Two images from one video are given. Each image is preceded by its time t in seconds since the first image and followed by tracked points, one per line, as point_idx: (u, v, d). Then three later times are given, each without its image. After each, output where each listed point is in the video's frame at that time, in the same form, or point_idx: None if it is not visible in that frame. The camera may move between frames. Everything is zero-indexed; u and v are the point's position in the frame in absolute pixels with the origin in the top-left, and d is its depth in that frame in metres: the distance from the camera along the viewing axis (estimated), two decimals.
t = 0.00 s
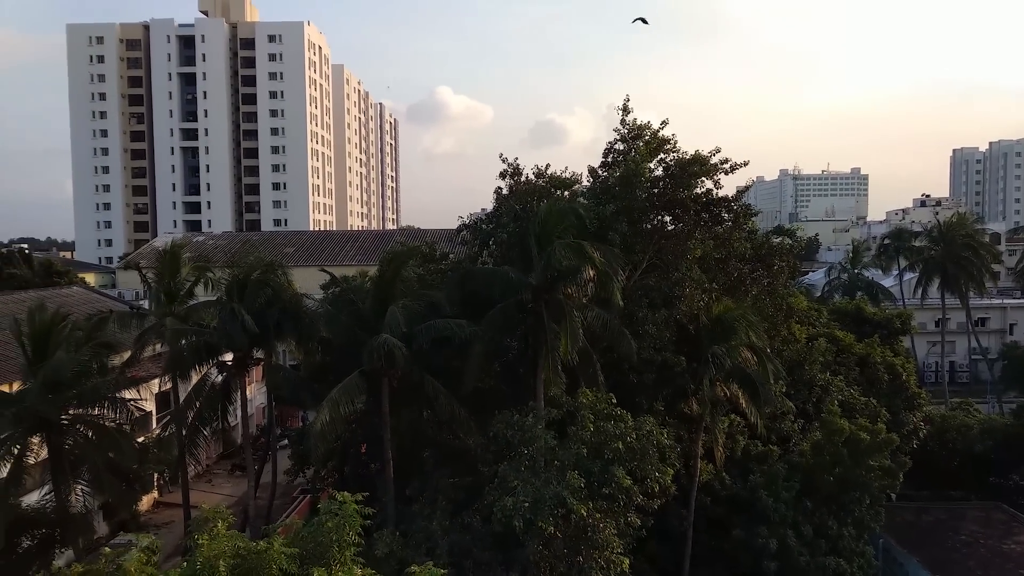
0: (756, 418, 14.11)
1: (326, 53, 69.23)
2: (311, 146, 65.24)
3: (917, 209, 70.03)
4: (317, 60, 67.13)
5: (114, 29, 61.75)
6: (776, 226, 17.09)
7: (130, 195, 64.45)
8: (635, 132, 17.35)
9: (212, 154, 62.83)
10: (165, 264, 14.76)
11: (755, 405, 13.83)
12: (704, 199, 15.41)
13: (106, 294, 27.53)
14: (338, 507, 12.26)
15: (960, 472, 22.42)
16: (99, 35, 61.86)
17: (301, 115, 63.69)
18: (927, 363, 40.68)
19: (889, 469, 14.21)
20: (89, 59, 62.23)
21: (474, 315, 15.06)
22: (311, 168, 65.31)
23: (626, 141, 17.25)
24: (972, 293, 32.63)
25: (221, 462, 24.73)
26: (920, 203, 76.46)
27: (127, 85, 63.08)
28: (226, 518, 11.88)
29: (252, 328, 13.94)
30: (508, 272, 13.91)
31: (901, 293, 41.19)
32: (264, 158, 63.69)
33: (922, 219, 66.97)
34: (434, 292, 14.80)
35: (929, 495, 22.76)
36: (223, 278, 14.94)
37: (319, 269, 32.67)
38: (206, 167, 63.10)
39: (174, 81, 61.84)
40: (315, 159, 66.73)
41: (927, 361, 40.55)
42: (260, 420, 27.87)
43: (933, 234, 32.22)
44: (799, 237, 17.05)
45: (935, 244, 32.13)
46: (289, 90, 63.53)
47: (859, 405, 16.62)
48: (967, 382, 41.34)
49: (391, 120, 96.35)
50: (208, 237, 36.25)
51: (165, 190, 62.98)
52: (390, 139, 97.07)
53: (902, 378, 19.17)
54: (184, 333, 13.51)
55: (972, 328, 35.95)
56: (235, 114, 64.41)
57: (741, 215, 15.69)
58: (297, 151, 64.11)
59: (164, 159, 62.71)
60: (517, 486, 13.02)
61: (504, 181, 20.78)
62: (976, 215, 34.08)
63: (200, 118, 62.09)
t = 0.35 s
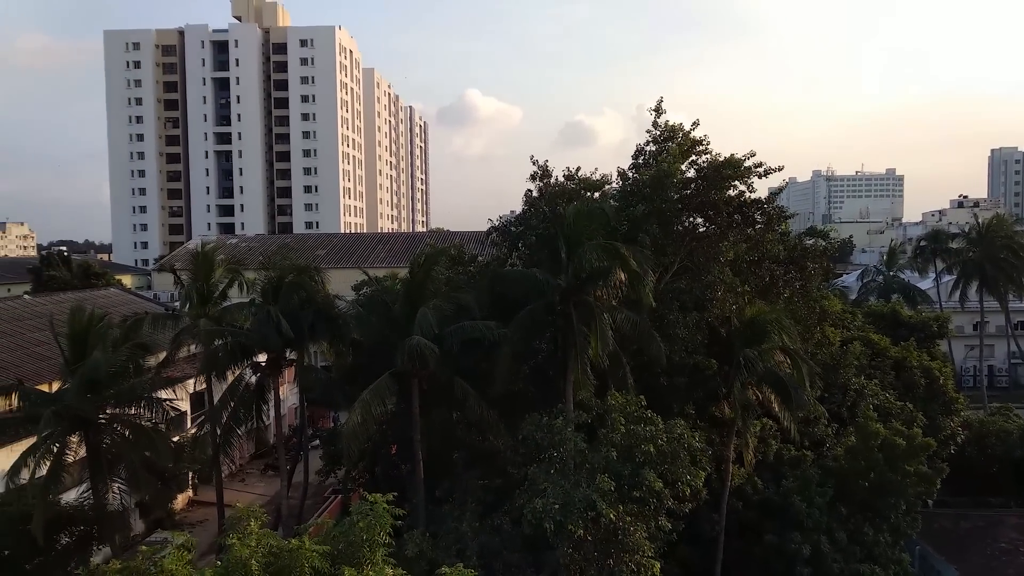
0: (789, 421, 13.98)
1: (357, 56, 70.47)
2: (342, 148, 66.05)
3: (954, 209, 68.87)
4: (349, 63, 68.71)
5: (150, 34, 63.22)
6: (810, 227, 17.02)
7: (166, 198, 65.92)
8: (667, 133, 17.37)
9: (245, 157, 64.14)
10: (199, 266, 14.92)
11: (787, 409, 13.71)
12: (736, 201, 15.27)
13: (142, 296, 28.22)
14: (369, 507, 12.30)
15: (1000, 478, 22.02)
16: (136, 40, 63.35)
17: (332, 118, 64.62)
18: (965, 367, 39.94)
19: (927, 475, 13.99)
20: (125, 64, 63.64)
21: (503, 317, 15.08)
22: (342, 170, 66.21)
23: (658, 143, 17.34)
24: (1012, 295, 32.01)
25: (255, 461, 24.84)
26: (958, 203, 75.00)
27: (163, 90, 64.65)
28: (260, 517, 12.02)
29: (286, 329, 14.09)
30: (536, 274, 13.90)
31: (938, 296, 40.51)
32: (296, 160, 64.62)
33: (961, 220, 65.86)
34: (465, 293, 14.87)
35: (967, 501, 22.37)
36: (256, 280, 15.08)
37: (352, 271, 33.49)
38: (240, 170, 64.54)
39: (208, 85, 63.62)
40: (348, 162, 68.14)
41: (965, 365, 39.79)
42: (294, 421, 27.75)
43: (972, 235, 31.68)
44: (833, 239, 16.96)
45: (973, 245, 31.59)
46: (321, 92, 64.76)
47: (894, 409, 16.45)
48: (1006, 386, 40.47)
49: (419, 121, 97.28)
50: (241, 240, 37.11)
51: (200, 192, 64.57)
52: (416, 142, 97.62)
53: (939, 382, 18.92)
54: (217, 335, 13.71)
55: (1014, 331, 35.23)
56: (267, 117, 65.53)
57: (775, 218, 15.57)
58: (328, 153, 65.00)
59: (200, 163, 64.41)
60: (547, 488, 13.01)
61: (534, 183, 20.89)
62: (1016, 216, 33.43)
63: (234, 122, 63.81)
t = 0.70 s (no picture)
0: (827, 422, 13.81)
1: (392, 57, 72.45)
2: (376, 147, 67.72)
3: (998, 207, 67.36)
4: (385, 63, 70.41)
5: (191, 37, 65.55)
6: (849, 225, 17.09)
7: (205, 198, 68.23)
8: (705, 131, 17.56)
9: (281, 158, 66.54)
10: (237, 265, 15.13)
11: (825, 410, 13.53)
12: (776, 199, 15.31)
13: (182, 294, 28.91)
14: (404, 504, 12.31)
15: None
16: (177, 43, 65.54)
17: (367, 118, 66.53)
18: (1011, 370, 38.95)
19: (970, 479, 13.70)
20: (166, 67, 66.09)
21: (536, 316, 15.02)
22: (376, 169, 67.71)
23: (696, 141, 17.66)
24: None
25: (291, 458, 25.12)
26: (999, 202, 73.26)
27: (203, 91, 67.03)
28: (296, 513, 12.15)
29: (324, 328, 14.31)
30: (571, 272, 13.84)
31: (983, 297, 39.64)
32: (332, 160, 66.65)
33: (1006, 218, 64.40)
34: (501, 292, 14.93)
35: (1013, 508, 21.83)
36: (293, 279, 15.25)
37: (387, 271, 34.32)
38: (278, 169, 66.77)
39: (247, 86, 65.70)
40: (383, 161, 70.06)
41: (1011, 368, 38.80)
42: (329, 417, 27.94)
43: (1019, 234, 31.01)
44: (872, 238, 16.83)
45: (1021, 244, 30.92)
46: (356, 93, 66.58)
47: (936, 411, 16.20)
48: None
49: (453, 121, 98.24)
50: (278, 239, 38.20)
51: (239, 191, 66.97)
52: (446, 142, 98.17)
53: (983, 385, 18.57)
54: (254, 333, 13.91)
55: None
56: (305, 118, 67.70)
57: (814, 217, 15.60)
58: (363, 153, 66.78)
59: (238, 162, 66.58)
60: (581, 488, 13.01)
61: (569, 183, 21.14)
62: None
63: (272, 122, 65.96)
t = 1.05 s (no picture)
0: (861, 426, 13.64)
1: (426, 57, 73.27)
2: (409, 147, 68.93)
3: None
4: (418, 63, 71.28)
5: (227, 39, 66.78)
6: (887, 227, 17.19)
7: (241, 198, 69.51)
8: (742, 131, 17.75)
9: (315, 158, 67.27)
10: (272, 264, 15.33)
11: (860, 413, 13.38)
12: (813, 201, 15.46)
13: (217, 292, 29.52)
14: (436, 502, 12.32)
15: None
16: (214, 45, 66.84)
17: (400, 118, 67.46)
18: None
19: (1011, 486, 13.44)
20: (203, 68, 67.45)
21: (568, 315, 15.16)
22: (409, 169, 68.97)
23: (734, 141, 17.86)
24: None
25: (324, 455, 25.45)
26: None
27: (239, 92, 68.28)
28: (329, 510, 12.23)
29: (359, 326, 14.42)
30: (602, 273, 13.78)
31: None
32: (366, 161, 67.93)
33: None
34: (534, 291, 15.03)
35: None
36: (328, 279, 15.41)
37: (419, 271, 34.90)
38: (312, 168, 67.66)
39: (282, 87, 66.75)
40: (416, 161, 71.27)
41: None
42: (361, 415, 28.19)
43: None
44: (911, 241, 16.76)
45: None
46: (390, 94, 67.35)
47: (977, 417, 15.98)
48: None
49: (482, 121, 98.66)
50: (312, 239, 39.22)
51: (273, 191, 67.70)
52: (478, 143, 98.58)
53: None
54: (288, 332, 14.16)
55: None
56: (339, 118, 68.99)
57: (852, 219, 15.72)
58: (395, 153, 67.85)
59: (273, 162, 67.47)
60: (612, 489, 13.01)
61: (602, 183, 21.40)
62: None
63: (307, 123, 66.91)
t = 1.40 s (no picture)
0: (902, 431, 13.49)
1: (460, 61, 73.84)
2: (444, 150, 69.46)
3: None
4: (452, 67, 71.79)
5: (265, 46, 68.30)
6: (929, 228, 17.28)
7: (280, 202, 71.16)
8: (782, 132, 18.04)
9: (351, 161, 68.36)
10: (310, 267, 15.54)
11: (903, 419, 13.21)
12: (852, 203, 15.67)
13: (256, 294, 30.35)
14: (471, 504, 12.27)
15: None
16: (252, 51, 68.57)
17: (435, 122, 68.07)
18: None
19: None
20: (242, 75, 69.06)
21: (603, 318, 15.23)
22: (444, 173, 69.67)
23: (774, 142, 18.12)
24: None
25: (360, 456, 25.77)
26: None
27: (277, 98, 69.73)
28: (364, 510, 12.24)
29: (395, 328, 14.58)
30: (639, 276, 13.84)
31: None
32: (401, 165, 68.81)
33: None
34: (570, 293, 15.10)
35: None
36: (365, 282, 15.60)
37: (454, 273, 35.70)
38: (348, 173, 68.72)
39: (318, 92, 68.04)
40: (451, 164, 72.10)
41: None
42: (397, 416, 28.45)
43: None
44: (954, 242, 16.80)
45: None
46: (424, 99, 68.09)
47: None
48: None
49: (515, 124, 99.39)
50: (348, 242, 40.62)
51: (311, 195, 69.04)
52: (512, 146, 98.82)
53: None
54: (326, 333, 14.36)
55: None
56: (375, 123, 69.74)
57: (893, 220, 15.89)
58: (430, 157, 68.54)
59: (310, 167, 68.90)
60: (648, 493, 12.95)
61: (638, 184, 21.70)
62: None
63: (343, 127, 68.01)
